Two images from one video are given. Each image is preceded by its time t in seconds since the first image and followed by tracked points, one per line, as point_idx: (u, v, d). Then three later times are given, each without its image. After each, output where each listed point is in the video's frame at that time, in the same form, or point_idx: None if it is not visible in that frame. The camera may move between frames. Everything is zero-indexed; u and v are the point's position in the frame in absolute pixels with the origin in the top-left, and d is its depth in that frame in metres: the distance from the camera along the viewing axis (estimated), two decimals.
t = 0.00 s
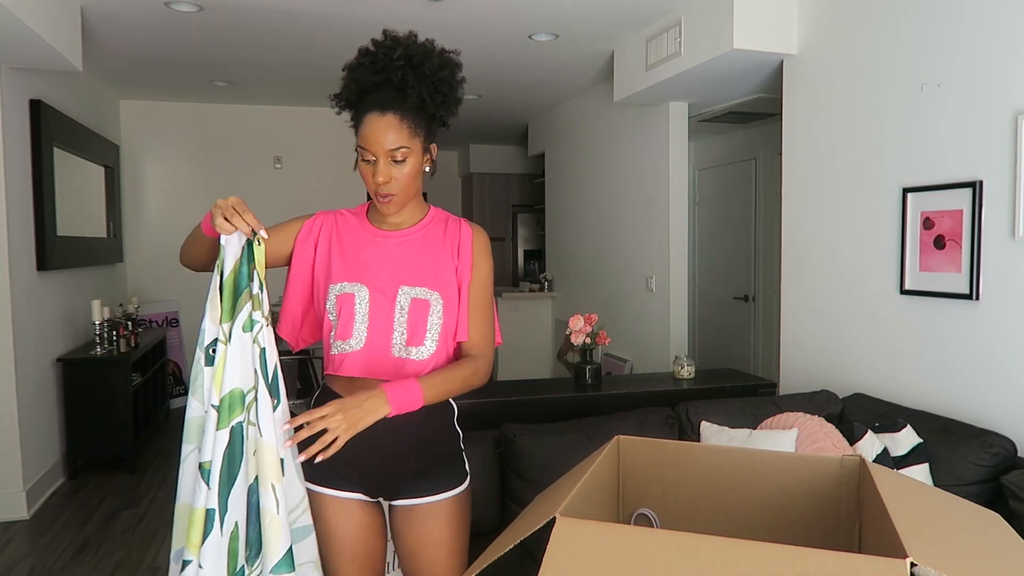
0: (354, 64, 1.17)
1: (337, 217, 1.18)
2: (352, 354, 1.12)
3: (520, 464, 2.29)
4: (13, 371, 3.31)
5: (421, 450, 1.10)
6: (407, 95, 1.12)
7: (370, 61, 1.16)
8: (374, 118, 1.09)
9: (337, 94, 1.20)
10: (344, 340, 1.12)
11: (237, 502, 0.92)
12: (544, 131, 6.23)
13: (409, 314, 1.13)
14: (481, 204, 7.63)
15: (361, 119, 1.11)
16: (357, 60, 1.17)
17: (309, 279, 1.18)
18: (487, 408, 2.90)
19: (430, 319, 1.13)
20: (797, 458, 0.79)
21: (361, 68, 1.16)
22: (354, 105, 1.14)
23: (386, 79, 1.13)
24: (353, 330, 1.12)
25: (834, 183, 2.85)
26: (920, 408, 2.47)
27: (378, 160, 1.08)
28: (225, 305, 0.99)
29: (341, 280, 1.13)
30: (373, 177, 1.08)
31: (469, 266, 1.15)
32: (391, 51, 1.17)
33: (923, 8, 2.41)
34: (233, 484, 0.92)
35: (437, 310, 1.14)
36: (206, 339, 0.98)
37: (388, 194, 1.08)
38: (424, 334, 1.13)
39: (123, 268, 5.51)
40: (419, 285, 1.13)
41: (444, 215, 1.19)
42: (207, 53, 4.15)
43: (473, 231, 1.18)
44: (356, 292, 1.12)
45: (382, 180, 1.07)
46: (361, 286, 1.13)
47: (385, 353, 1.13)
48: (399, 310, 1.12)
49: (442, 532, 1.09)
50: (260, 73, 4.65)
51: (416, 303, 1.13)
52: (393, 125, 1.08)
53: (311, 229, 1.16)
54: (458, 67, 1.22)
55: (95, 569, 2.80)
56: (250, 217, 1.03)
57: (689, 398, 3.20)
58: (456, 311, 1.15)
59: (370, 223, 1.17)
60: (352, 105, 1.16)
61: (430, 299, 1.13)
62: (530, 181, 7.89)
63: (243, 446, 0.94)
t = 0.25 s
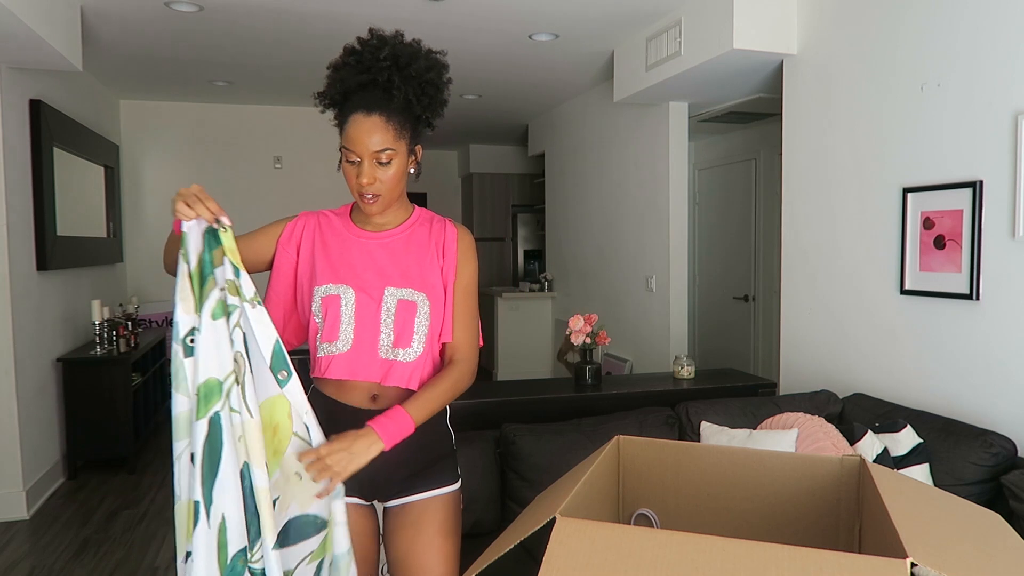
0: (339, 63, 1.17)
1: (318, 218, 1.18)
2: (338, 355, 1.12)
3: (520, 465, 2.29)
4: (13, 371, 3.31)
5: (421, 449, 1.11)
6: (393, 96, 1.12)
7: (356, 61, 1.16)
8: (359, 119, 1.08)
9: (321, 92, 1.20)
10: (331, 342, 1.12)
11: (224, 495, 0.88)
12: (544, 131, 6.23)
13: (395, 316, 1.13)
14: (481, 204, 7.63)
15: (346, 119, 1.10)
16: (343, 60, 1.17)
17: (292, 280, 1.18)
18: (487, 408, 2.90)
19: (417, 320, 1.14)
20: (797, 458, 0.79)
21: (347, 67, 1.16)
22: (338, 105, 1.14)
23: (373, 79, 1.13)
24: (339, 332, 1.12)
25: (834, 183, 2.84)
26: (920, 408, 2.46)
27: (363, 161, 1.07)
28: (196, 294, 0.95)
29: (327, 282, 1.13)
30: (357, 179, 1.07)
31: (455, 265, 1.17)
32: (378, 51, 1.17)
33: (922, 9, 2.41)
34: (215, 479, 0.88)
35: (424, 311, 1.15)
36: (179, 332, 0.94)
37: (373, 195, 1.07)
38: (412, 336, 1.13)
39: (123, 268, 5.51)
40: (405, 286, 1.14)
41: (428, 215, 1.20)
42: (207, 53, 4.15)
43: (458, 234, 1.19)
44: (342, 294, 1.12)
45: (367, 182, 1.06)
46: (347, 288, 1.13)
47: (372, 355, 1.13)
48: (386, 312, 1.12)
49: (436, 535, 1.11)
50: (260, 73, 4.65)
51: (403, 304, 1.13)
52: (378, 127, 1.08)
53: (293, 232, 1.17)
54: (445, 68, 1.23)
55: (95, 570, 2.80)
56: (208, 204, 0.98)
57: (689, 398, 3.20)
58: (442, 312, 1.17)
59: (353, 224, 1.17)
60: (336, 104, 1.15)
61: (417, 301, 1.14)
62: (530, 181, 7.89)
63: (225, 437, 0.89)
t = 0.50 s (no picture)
0: (333, 61, 1.17)
1: (315, 219, 1.19)
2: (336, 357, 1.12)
3: (520, 464, 2.29)
4: (13, 371, 3.31)
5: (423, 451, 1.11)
6: (388, 92, 1.12)
7: (349, 58, 1.17)
8: (353, 117, 1.08)
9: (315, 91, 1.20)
10: (329, 345, 1.12)
11: (171, 491, 0.92)
12: (544, 131, 6.22)
13: (394, 317, 1.13)
14: (481, 204, 7.63)
15: (341, 117, 1.10)
16: (336, 57, 1.17)
17: (290, 284, 1.19)
18: (487, 408, 2.90)
19: (416, 320, 1.14)
20: (797, 458, 0.79)
21: (341, 64, 1.16)
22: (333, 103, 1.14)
23: (367, 75, 1.13)
24: (337, 334, 1.12)
25: (834, 182, 2.84)
26: (920, 408, 2.46)
27: (359, 160, 1.07)
28: (138, 293, 0.99)
29: (324, 284, 1.13)
30: (353, 178, 1.07)
31: (455, 262, 1.17)
32: (372, 47, 1.17)
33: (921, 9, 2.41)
34: (163, 479, 0.91)
35: (422, 310, 1.14)
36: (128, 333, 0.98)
37: (369, 196, 1.08)
38: (410, 335, 1.13)
39: (123, 268, 5.51)
40: (403, 286, 1.14)
41: (427, 212, 1.19)
42: (206, 53, 4.15)
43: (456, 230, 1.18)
44: (340, 295, 1.12)
45: (363, 182, 1.06)
46: (344, 288, 1.13)
47: (371, 357, 1.12)
48: (384, 312, 1.12)
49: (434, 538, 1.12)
50: (261, 73, 4.65)
51: (402, 304, 1.13)
52: (373, 126, 1.08)
53: (289, 234, 1.18)
54: (440, 62, 1.23)
55: (95, 569, 2.80)
56: (145, 198, 1.03)
57: (689, 398, 3.20)
58: (442, 310, 1.17)
59: (350, 224, 1.17)
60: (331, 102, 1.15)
61: (415, 300, 1.14)
62: (530, 181, 7.89)
63: (170, 433, 0.93)
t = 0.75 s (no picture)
0: (342, 57, 1.17)
1: (326, 219, 1.19)
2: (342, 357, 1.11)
3: (520, 464, 2.29)
4: (13, 371, 3.31)
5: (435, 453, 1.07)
6: (398, 86, 1.11)
7: (358, 52, 1.16)
8: (365, 111, 1.07)
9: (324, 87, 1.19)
10: (335, 344, 1.12)
11: (148, 512, 0.83)
12: (544, 131, 6.22)
13: (399, 315, 1.11)
14: (481, 205, 7.63)
15: (352, 112, 1.09)
16: (345, 51, 1.16)
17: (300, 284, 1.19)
18: (487, 408, 2.90)
19: (421, 318, 1.12)
20: (797, 458, 0.79)
21: (350, 59, 1.15)
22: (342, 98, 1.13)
23: (378, 70, 1.12)
24: (342, 333, 1.11)
25: (835, 182, 2.84)
26: (920, 408, 2.47)
27: (370, 155, 1.06)
28: (136, 304, 0.91)
29: (330, 283, 1.13)
30: (365, 173, 1.06)
31: (463, 259, 1.14)
32: (381, 41, 1.16)
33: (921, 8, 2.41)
34: (141, 498, 0.83)
35: (428, 308, 1.12)
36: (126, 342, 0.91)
37: (381, 190, 1.07)
38: (416, 334, 1.11)
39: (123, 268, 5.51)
40: (409, 284, 1.12)
41: (438, 210, 1.18)
42: (206, 53, 4.15)
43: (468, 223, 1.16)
44: (344, 294, 1.12)
45: (375, 176, 1.06)
46: (349, 287, 1.12)
47: (376, 356, 1.11)
48: (389, 311, 1.11)
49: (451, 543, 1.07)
50: (261, 73, 4.65)
51: (407, 302, 1.12)
52: (385, 120, 1.07)
53: (299, 233, 1.19)
54: (451, 57, 1.22)
55: (95, 569, 2.80)
56: (143, 206, 0.99)
57: (689, 398, 3.20)
58: (451, 308, 1.14)
59: (359, 223, 1.17)
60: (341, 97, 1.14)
61: (421, 298, 1.12)
62: (530, 181, 7.89)
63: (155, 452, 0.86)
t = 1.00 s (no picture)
0: (358, 50, 1.16)
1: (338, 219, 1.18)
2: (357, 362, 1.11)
3: (520, 464, 2.29)
4: (13, 371, 3.31)
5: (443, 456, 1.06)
6: (416, 82, 1.11)
7: (375, 46, 1.15)
8: (383, 104, 1.08)
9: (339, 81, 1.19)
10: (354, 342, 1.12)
11: (141, 518, 0.88)
12: (544, 131, 6.22)
13: (418, 314, 1.12)
14: (481, 205, 7.63)
15: (369, 106, 1.09)
16: (361, 45, 1.16)
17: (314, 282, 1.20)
18: (487, 408, 2.90)
19: (440, 317, 1.12)
20: (797, 458, 0.79)
21: (366, 52, 1.14)
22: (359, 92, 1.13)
23: (395, 65, 1.11)
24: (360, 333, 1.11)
25: (835, 182, 2.84)
26: (920, 408, 2.47)
27: (388, 147, 1.06)
28: (143, 310, 0.93)
29: (347, 283, 1.13)
30: (383, 166, 1.06)
31: (482, 258, 1.13)
32: (397, 36, 1.15)
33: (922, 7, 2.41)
34: (137, 505, 0.88)
35: (448, 307, 1.12)
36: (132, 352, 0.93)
37: (398, 183, 1.07)
38: (436, 333, 1.12)
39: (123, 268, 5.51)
40: (427, 283, 1.12)
41: (454, 209, 1.16)
42: (207, 53, 4.15)
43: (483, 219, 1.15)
44: (362, 294, 1.12)
45: (393, 169, 1.06)
46: (366, 286, 1.12)
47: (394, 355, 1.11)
48: (407, 310, 1.11)
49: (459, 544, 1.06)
50: (261, 73, 4.65)
51: (426, 301, 1.12)
52: (403, 113, 1.07)
53: (313, 233, 1.19)
54: (466, 50, 1.22)
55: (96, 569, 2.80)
56: (154, 212, 1.00)
57: (689, 398, 3.20)
58: (469, 305, 1.14)
59: (374, 222, 1.16)
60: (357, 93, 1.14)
61: (440, 297, 1.12)
62: (530, 181, 7.89)
63: (144, 461, 0.88)
